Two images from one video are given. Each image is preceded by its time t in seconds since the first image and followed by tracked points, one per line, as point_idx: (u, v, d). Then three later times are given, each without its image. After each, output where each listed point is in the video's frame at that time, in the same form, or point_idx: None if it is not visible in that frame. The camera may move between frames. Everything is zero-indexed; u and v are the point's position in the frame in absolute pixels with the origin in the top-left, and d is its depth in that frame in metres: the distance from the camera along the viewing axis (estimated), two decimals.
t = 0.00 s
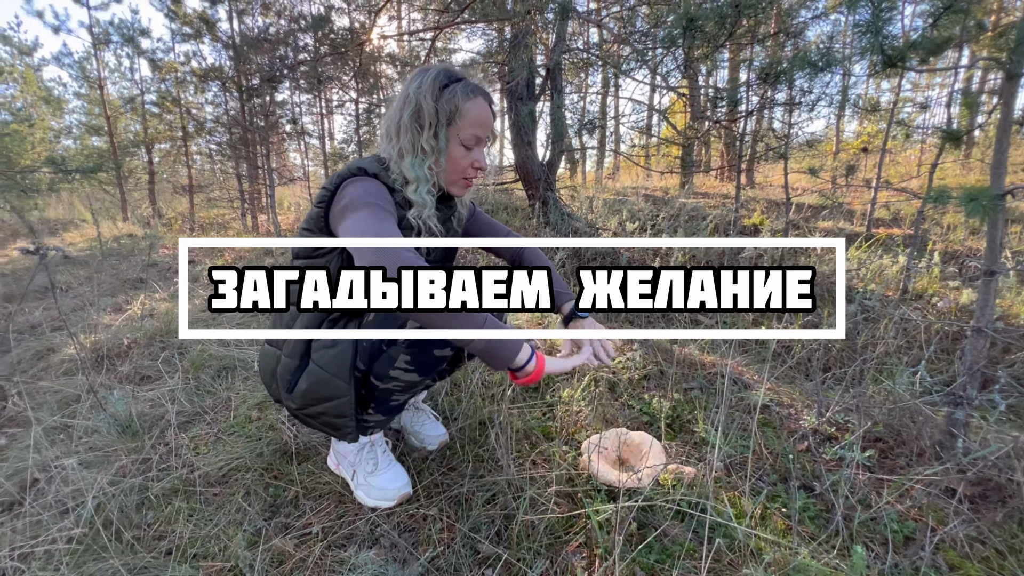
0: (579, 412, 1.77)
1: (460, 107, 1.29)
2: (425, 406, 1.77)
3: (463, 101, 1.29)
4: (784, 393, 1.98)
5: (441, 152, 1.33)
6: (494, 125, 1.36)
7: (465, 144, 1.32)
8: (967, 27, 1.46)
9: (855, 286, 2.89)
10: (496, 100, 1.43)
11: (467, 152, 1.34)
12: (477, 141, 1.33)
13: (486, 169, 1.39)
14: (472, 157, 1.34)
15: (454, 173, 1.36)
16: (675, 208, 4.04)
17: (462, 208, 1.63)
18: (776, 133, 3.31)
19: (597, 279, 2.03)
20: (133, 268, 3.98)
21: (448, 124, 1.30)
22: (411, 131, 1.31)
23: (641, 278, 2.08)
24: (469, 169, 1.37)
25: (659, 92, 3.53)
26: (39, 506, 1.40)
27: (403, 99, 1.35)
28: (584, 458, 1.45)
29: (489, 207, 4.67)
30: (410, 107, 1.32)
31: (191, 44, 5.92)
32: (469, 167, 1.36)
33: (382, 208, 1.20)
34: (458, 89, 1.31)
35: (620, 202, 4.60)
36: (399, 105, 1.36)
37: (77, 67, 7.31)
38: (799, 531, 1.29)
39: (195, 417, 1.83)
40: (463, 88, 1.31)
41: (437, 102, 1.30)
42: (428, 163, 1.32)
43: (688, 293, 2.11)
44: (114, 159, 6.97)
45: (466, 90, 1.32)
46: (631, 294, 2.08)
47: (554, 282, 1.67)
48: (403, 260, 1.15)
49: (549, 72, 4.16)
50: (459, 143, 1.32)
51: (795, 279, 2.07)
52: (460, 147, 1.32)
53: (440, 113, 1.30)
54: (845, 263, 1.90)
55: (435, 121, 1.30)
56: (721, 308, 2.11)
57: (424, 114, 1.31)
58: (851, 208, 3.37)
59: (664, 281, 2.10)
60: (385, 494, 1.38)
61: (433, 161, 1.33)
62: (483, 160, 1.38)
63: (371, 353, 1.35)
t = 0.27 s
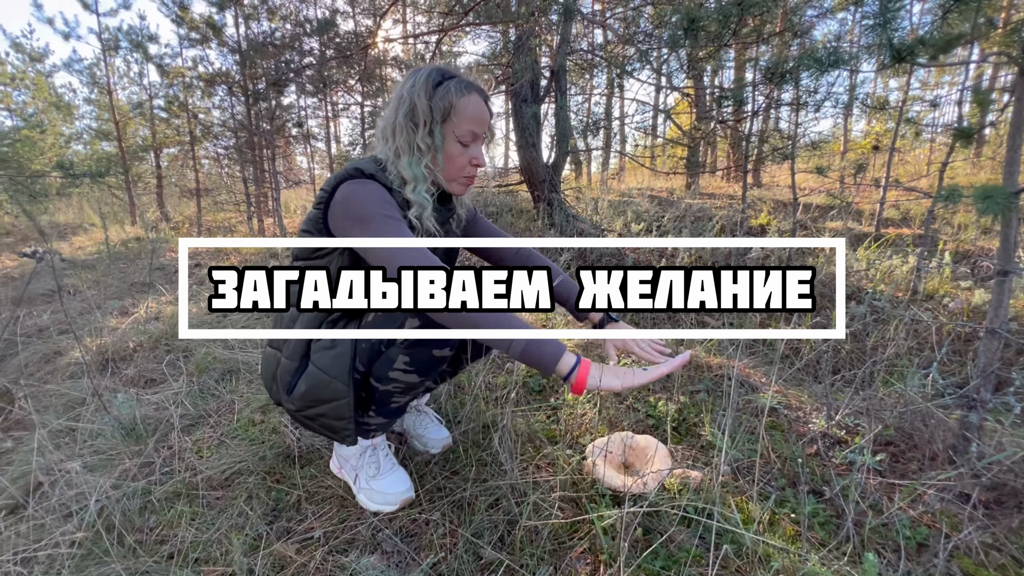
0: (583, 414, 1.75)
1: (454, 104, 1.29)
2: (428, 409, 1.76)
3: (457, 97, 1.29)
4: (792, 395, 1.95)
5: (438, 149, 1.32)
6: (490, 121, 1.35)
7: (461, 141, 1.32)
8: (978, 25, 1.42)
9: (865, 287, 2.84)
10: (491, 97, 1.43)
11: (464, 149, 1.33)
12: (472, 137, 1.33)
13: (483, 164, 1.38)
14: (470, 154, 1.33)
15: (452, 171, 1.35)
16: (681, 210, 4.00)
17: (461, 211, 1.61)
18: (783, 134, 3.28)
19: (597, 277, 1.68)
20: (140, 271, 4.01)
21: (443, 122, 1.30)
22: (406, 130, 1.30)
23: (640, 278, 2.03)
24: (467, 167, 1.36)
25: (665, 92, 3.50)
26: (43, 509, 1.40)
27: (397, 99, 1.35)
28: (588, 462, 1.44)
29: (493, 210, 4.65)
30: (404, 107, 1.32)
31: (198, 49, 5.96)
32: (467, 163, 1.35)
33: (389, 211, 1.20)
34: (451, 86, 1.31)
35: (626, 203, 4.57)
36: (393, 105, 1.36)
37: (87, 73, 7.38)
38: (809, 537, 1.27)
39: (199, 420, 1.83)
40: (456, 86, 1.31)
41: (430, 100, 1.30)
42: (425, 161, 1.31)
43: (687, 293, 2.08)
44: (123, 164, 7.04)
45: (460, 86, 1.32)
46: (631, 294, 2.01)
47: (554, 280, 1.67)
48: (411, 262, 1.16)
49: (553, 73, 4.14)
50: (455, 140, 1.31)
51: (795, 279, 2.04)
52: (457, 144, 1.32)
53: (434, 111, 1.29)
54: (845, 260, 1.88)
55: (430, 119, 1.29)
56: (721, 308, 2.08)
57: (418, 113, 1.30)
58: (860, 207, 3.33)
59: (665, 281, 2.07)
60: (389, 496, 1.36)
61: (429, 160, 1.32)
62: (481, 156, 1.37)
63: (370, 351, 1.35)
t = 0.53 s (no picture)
0: (588, 416, 1.73)
1: (445, 101, 1.29)
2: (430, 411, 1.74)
3: (449, 93, 1.29)
4: (801, 397, 1.91)
5: (433, 146, 1.33)
6: (484, 116, 1.34)
7: (456, 137, 1.31)
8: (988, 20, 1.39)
9: (875, 286, 2.79)
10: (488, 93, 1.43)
11: (460, 145, 1.32)
12: (467, 133, 1.32)
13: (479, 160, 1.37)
14: (466, 150, 1.32)
15: (449, 167, 1.35)
16: (688, 210, 3.96)
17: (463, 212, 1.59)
18: (792, 133, 3.24)
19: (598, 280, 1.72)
20: (148, 274, 4.03)
21: (435, 119, 1.30)
22: (400, 129, 1.31)
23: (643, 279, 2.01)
24: (464, 163, 1.35)
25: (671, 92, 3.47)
26: (46, 511, 1.41)
27: (390, 100, 1.35)
28: (591, 465, 1.42)
29: (498, 212, 4.63)
30: (397, 107, 1.32)
31: (206, 53, 6.01)
32: (463, 160, 1.35)
33: (399, 211, 1.18)
34: (442, 83, 1.31)
35: (631, 203, 4.53)
36: (387, 106, 1.37)
37: (97, 78, 7.46)
38: (818, 543, 1.24)
39: (202, 422, 1.83)
40: (448, 82, 1.31)
41: (422, 98, 1.30)
42: (421, 159, 1.31)
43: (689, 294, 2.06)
44: (133, 168, 7.11)
45: (452, 83, 1.31)
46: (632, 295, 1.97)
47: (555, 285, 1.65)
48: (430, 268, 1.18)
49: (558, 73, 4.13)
50: (450, 136, 1.31)
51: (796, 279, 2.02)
52: (452, 140, 1.31)
53: (427, 108, 1.29)
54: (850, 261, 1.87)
55: (423, 116, 1.29)
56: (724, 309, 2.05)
57: (411, 111, 1.30)
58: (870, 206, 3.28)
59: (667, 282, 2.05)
60: (390, 499, 1.35)
61: (425, 158, 1.32)
62: (477, 152, 1.36)
63: (370, 351, 1.34)
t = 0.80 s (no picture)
0: (591, 418, 1.71)
1: (437, 97, 1.29)
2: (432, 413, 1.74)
3: (441, 89, 1.28)
4: (809, 399, 1.88)
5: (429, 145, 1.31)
6: (479, 110, 1.32)
7: (450, 133, 1.30)
8: (1000, 15, 1.35)
9: (885, 286, 2.74)
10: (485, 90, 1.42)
11: (454, 140, 1.31)
12: (461, 128, 1.30)
13: (476, 155, 1.34)
14: (460, 145, 1.31)
15: (445, 164, 1.33)
16: (695, 209, 3.92)
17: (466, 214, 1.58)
18: (800, 131, 3.20)
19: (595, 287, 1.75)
20: (157, 275, 4.07)
21: (429, 115, 1.29)
22: (395, 129, 1.31)
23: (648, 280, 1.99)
24: (460, 159, 1.33)
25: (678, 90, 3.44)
26: (51, 511, 1.42)
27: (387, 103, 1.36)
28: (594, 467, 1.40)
29: (504, 212, 4.63)
30: (392, 108, 1.33)
31: (214, 56, 6.06)
32: (459, 156, 1.32)
33: (398, 213, 1.17)
34: (435, 80, 1.30)
35: (638, 203, 4.50)
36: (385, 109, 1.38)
37: (108, 83, 7.56)
38: (825, 548, 1.21)
39: (206, 423, 1.83)
40: (441, 79, 1.30)
41: (416, 96, 1.30)
42: (417, 156, 1.30)
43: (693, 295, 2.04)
44: (143, 170, 7.19)
45: (444, 79, 1.31)
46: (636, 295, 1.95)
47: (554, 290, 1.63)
48: (430, 271, 1.18)
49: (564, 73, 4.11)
50: (444, 132, 1.30)
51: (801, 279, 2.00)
52: (446, 136, 1.30)
53: (419, 105, 1.29)
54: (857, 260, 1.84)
55: (416, 114, 1.29)
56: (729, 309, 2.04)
57: (405, 110, 1.31)
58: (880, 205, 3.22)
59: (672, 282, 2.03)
60: (390, 502, 1.34)
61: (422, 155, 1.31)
62: (474, 148, 1.33)
63: (371, 353, 1.33)
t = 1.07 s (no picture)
0: (593, 418, 1.70)
1: (421, 85, 1.39)
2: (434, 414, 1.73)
3: (425, 78, 1.39)
4: (815, 400, 1.85)
5: (408, 128, 1.38)
6: (459, 100, 1.36)
7: (425, 115, 1.35)
8: (1013, 9, 1.34)
9: (896, 285, 2.69)
10: (486, 97, 1.46)
11: (428, 122, 1.35)
12: (436, 112, 1.35)
13: (448, 140, 1.33)
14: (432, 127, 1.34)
15: (416, 146, 1.35)
16: (701, 208, 3.87)
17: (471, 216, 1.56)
18: (809, 128, 3.15)
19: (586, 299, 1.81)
20: (165, 276, 4.11)
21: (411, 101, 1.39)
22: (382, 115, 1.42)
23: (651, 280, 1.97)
24: (432, 142, 1.34)
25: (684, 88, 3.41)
26: (54, 511, 1.43)
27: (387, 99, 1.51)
28: (594, 469, 1.39)
29: (509, 212, 4.61)
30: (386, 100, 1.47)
31: (222, 59, 6.10)
32: (430, 138, 1.34)
33: (383, 208, 1.16)
34: (424, 74, 1.42)
35: (644, 202, 4.47)
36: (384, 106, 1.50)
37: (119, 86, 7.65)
38: (830, 552, 1.18)
39: (209, 423, 1.84)
40: (429, 73, 1.41)
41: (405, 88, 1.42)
42: (391, 136, 1.35)
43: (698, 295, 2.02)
44: (153, 173, 7.27)
45: (432, 72, 1.41)
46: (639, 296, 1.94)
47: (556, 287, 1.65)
48: (394, 268, 1.11)
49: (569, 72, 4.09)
50: (420, 115, 1.36)
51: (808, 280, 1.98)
52: (421, 119, 1.35)
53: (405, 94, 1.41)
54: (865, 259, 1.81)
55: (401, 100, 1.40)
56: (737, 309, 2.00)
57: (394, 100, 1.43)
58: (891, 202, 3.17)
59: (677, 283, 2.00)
60: (389, 503, 1.34)
61: (398, 137, 1.36)
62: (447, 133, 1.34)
63: (370, 355, 1.32)
